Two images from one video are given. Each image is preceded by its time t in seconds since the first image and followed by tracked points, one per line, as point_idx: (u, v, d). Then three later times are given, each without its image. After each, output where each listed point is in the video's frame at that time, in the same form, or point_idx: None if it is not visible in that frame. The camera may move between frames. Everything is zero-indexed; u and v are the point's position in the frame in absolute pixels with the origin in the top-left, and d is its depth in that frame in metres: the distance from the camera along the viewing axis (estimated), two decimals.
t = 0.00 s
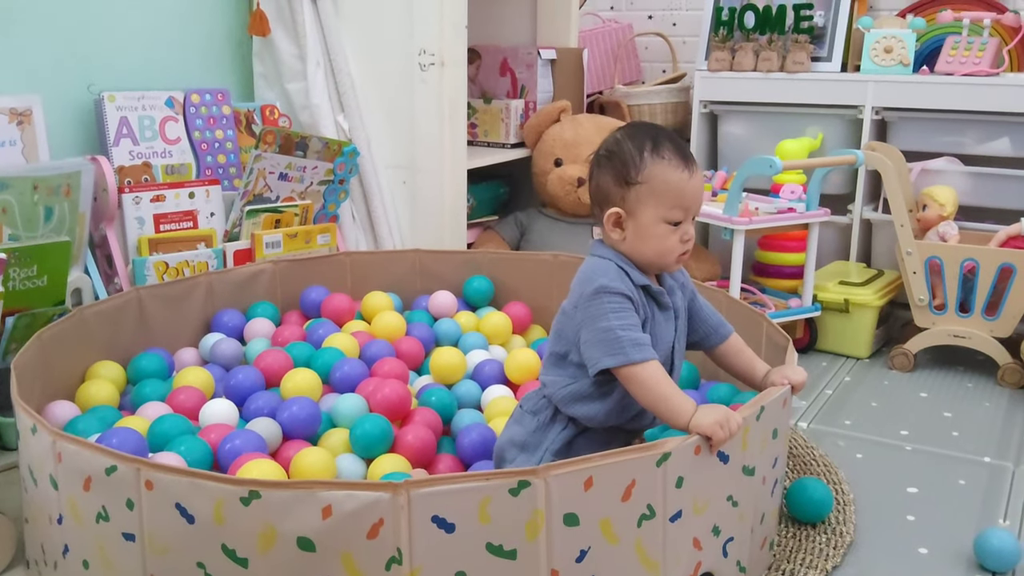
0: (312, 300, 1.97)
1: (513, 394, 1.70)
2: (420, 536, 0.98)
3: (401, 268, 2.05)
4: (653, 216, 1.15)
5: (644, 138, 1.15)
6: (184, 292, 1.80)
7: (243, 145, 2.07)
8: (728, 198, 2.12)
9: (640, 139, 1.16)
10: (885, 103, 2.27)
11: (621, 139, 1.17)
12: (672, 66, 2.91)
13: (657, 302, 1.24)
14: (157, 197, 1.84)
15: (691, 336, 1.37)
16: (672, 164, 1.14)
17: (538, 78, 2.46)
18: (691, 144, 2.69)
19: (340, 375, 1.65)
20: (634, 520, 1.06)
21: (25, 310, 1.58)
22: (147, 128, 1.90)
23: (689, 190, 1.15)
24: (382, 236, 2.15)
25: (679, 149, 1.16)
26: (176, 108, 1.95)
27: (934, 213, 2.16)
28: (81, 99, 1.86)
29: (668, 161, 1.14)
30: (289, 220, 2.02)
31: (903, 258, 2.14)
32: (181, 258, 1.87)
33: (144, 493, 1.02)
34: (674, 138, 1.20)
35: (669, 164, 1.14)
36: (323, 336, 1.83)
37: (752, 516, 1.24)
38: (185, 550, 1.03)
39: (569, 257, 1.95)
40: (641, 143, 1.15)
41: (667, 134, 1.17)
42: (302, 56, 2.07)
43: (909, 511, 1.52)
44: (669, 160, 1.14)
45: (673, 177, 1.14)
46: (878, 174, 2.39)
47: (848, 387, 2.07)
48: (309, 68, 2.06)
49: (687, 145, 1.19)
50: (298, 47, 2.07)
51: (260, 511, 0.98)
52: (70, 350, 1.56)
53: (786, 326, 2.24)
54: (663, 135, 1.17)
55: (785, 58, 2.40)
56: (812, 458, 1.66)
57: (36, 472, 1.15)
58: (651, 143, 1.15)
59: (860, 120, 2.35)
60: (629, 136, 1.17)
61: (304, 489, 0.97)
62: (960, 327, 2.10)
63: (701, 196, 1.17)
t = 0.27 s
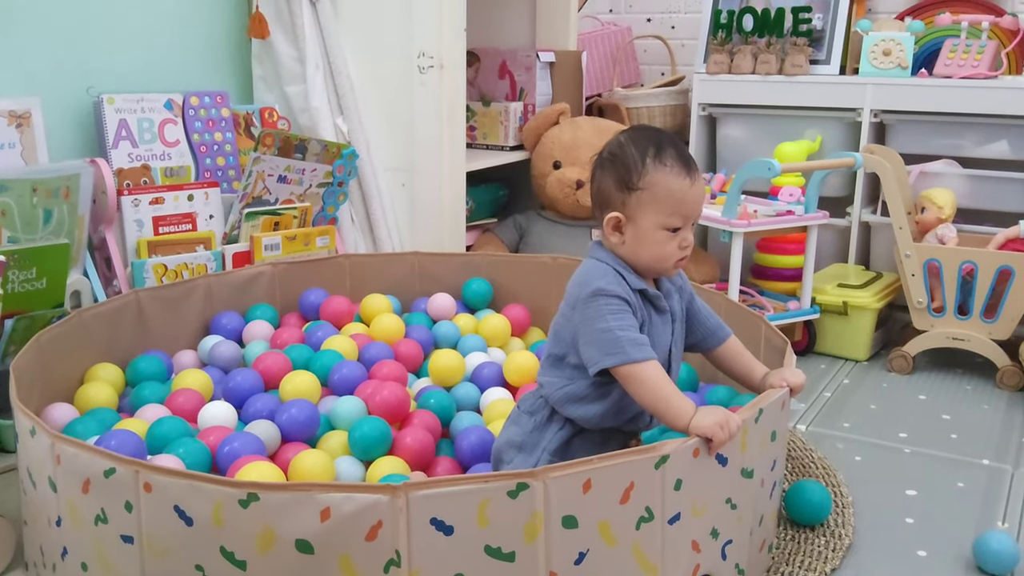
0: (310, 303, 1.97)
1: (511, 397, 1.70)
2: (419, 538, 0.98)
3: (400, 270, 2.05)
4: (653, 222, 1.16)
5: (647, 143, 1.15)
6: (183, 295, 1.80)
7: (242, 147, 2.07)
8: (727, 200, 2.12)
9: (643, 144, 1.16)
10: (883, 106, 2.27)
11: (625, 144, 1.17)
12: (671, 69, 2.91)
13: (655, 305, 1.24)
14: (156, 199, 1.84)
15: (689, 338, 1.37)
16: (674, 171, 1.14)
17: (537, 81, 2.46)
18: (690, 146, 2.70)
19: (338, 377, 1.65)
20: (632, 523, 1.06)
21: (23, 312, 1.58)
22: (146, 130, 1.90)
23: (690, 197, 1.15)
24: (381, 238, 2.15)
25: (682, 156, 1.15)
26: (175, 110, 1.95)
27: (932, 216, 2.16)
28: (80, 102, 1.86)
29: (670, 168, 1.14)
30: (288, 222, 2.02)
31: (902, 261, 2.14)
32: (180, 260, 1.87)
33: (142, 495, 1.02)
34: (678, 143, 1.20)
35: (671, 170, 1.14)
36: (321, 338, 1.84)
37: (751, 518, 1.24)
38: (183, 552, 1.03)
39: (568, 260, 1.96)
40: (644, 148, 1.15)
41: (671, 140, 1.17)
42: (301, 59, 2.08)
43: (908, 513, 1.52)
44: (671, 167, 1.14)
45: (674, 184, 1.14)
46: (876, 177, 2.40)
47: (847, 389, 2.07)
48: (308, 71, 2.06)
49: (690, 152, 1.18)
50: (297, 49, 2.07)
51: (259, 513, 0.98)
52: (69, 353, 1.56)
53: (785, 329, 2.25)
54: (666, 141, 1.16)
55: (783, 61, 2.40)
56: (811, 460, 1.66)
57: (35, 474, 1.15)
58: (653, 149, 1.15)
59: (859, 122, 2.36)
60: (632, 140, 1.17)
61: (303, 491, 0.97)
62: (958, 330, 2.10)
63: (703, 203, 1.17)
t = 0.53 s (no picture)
0: (310, 305, 1.97)
1: (511, 399, 1.70)
2: (419, 540, 0.98)
3: (400, 272, 2.05)
4: (653, 225, 1.16)
5: (646, 146, 1.15)
6: (182, 297, 1.80)
7: (242, 150, 2.07)
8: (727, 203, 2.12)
9: (642, 147, 1.16)
10: (883, 109, 2.27)
11: (624, 147, 1.17)
12: (670, 71, 2.92)
13: (656, 309, 1.24)
14: (155, 202, 1.84)
15: (690, 341, 1.37)
16: (674, 173, 1.14)
17: (537, 84, 2.46)
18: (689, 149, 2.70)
19: (338, 380, 1.65)
20: (632, 525, 1.06)
21: (23, 314, 1.58)
22: (146, 133, 1.90)
23: (690, 200, 1.15)
24: (381, 241, 2.15)
25: (681, 158, 1.16)
26: (175, 113, 1.96)
27: (932, 219, 2.16)
28: (80, 104, 1.86)
29: (669, 170, 1.14)
30: (288, 225, 2.01)
31: (901, 264, 2.14)
32: (180, 263, 1.87)
33: (142, 498, 1.02)
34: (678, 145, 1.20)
35: (671, 173, 1.14)
36: (321, 341, 1.84)
37: (751, 521, 1.24)
38: (183, 555, 1.03)
39: (568, 262, 1.96)
40: (643, 151, 1.15)
41: (669, 143, 1.17)
42: (301, 62, 2.08)
43: (907, 516, 1.52)
44: (670, 169, 1.14)
45: (674, 187, 1.14)
46: (875, 180, 2.40)
47: (847, 392, 2.07)
48: (308, 73, 2.06)
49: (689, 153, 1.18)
50: (297, 52, 2.07)
51: (259, 515, 0.98)
52: (68, 355, 1.56)
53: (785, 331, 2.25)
54: (665, 143, 1.17)
55: (782, 64, 2.40)
56: (811, 463, 1.66)
57: (34, 477, 1.15)
58: (652, 152, 1.15)
59: (858, 125, 2.36)
60: (631, 143, 1.17)
61: (303, 493, 0.97)
62: (957, 332, 2.11)
63: (702, 205, 1.17)
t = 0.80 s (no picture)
0: (310, 307, 1.97)
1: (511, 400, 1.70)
2: (419, 542, 0.98)
3: (399, 274, 2.05)
4: (653, 233, 1.16)
5: (646, 154, 1.15)
6: (182, 299, 1.80)
7: (242, 151, 2.07)
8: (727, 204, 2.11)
9: (643, 155, 1.15)
10: (883, 111, 2.27)
11: (624, 155, 1.16)
12: (670, 73, 2.92)
13: (657, 314, 1.24)
14: (155, 203, 1.84)
15: (692, 343, 1.38)
16: (674, 182, 1.13)
17: (536, 86, 2.46)
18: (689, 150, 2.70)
19: (338, 381, 1.64)
20: (634, 528, 1.06)
21: (23, 316, 1.58)
22: (146, 135, 1.90)
23: (690, 208, 1.15)
24: (381, 243, 2.15)
25: (682, 166, 1.15)
26: (175, 114, 1.96)
27: (931, 220, 2.16)
28: (80, 106, 1.86)
29: (670, 180, 1.14)
30: (287, 226, 2.01)
31: (901, 266, 2.14)
32: (180, 264, 1.87)
33: (142, 499, 1.02)
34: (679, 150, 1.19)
35: (672, 182, 1.14)
36: (320, 343, 1.84)
37: (752, 524, 1.24)
38: (183, 556, 1.03)
39: (567, 264, 1.96)
40: (644, 160, 1.15)
41: (671, 150, 1.16)
42: (300, 64, 2.08)
43: (907, 518, 1.52)
44: (671, 178, 1.14)
45: (675, 196, 1.13)
46: (875, 181, 2.40)
47: (847, 394, 2.07)
48: (308, 74, 2.06)
49: (690, 160, 1.18)
50: (297, 54, 2.07)
51: (259, 517, 0.98)
52: (68, 357, 1.56)
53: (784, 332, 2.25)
54: (666, 150, 1.16)
55: (782, 66, 2.40)
56: (811, 465, 1.66)
57: (34, 478, 1.15)
58: (653, 160, 1.14)
59: (858, 127, 2.36)
60: (632, 150, 1.16)
61: (303, 495, 0.97)
62: (957, 334, 2.11)
63: (703, 213, 1.17)
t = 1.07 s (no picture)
0: (309, 307, 1.97)
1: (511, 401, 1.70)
2: (418, 542, 0.98)
3: (399, 274, 2.05)
4: (647, 232, 1.15)
5: (636, 155, 1.15)
6: (182, 299, 1.80)
7: (241, 152, 2.07)
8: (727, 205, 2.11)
9: (633, 156, 1.15)
10: (882, 112, 2.27)
11: (615, 157, 1.16)
12: (670, 74, 2.92)
13: (653, 324, 1.23)
14: (155, 204, 1.84)
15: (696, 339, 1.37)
16: (665, 181, 1.14)
17: (536, 87, 2.46)
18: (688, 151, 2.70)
19: (338, 382, 1.64)
20: (631, 526, 1.06)
21: (22, 317, 1.58)
22: (146, 136, 1.90)
23: (682, 207, 1.15)
24: (381, 244, 2.15)
25: (671, 163, 1.15)
26: (175, 115, 1.96)
27: (931, 221, 2.16)
28: (80, 107, 1.86)
29: (659, 178, 1.14)
30: (287, 227, 2.01)
31: (901, 266, 2.14)
32: (180, 265, 1.87)
33: (141, 500, 1.02)
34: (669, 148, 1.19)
35: (662, 181, 1.14)
36: (320, 343, 1.84)
37: (750, 523, 1.24)
38: (182, 558, 1.03)
39: (567, 265, 1.96)
40: (633, 161, 1.15)
41: (661, 149, 1.16)
42: (300, 65, 2.08)
43: (907, 519, 1.52)
44: (661, 177, 1.14)
45: (667, 195, 1.13)
46: (875, 182, 2.40)
47: (846, 395, 2.07)
48: (307, 75, 2.06)
49: (681, 159, 1.18)
50: (297, 55, 2.08)
51: (258, 518, 0.98)
52: (67, 358, 1.56)
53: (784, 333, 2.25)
54: (656, 150, 1.16)
55: (782, 67, 2.40)
56: (810, 466, 1.66)
57: (33, 479, 1.15)
58: (643, 160, 1.15)
59: (858, 128, 2.36)
60: (622, 152, 1.16)
61: (302, 496, 0.97)
62: (957, 335, 2.11)
63: (695, 211, 1.17)
